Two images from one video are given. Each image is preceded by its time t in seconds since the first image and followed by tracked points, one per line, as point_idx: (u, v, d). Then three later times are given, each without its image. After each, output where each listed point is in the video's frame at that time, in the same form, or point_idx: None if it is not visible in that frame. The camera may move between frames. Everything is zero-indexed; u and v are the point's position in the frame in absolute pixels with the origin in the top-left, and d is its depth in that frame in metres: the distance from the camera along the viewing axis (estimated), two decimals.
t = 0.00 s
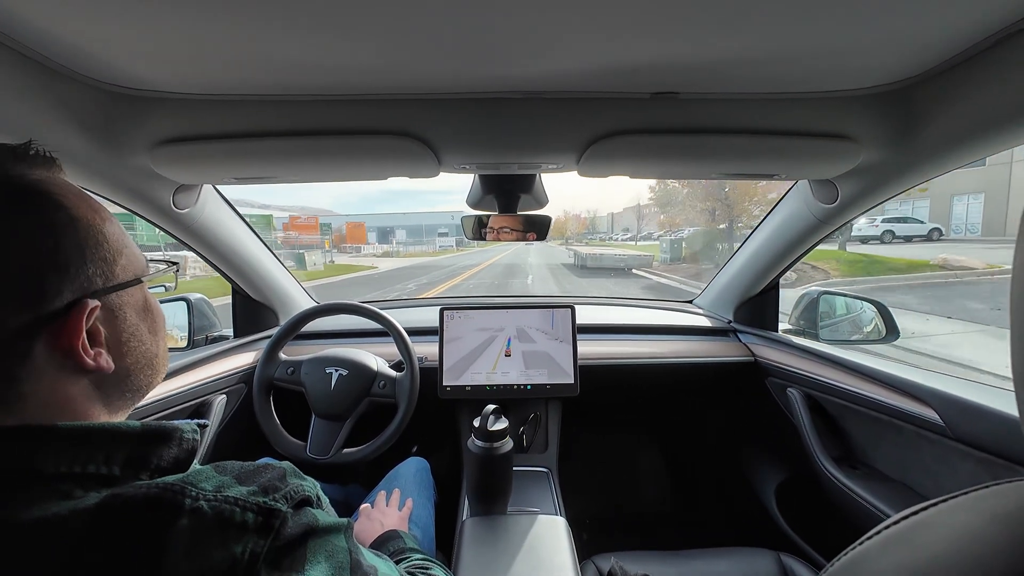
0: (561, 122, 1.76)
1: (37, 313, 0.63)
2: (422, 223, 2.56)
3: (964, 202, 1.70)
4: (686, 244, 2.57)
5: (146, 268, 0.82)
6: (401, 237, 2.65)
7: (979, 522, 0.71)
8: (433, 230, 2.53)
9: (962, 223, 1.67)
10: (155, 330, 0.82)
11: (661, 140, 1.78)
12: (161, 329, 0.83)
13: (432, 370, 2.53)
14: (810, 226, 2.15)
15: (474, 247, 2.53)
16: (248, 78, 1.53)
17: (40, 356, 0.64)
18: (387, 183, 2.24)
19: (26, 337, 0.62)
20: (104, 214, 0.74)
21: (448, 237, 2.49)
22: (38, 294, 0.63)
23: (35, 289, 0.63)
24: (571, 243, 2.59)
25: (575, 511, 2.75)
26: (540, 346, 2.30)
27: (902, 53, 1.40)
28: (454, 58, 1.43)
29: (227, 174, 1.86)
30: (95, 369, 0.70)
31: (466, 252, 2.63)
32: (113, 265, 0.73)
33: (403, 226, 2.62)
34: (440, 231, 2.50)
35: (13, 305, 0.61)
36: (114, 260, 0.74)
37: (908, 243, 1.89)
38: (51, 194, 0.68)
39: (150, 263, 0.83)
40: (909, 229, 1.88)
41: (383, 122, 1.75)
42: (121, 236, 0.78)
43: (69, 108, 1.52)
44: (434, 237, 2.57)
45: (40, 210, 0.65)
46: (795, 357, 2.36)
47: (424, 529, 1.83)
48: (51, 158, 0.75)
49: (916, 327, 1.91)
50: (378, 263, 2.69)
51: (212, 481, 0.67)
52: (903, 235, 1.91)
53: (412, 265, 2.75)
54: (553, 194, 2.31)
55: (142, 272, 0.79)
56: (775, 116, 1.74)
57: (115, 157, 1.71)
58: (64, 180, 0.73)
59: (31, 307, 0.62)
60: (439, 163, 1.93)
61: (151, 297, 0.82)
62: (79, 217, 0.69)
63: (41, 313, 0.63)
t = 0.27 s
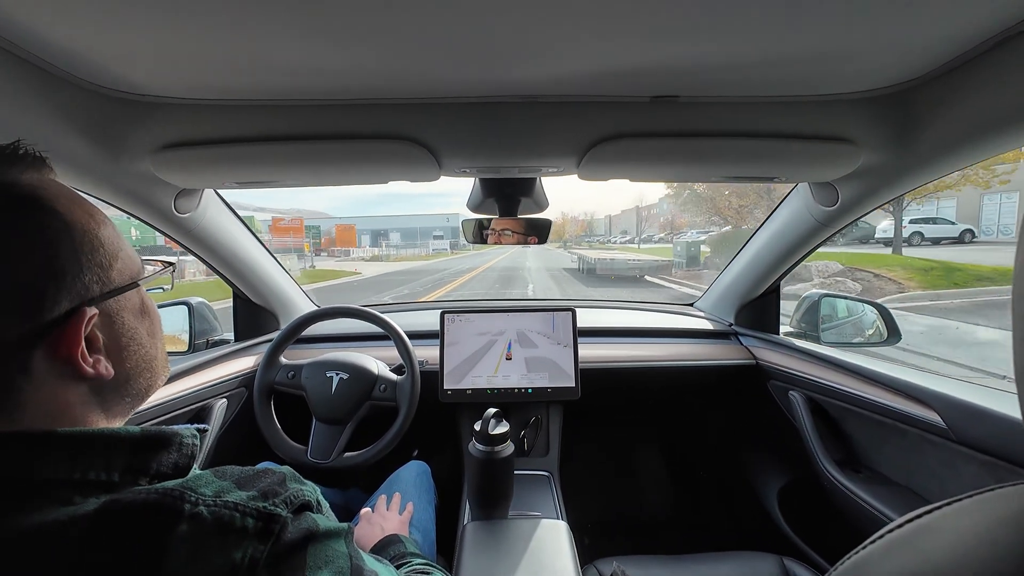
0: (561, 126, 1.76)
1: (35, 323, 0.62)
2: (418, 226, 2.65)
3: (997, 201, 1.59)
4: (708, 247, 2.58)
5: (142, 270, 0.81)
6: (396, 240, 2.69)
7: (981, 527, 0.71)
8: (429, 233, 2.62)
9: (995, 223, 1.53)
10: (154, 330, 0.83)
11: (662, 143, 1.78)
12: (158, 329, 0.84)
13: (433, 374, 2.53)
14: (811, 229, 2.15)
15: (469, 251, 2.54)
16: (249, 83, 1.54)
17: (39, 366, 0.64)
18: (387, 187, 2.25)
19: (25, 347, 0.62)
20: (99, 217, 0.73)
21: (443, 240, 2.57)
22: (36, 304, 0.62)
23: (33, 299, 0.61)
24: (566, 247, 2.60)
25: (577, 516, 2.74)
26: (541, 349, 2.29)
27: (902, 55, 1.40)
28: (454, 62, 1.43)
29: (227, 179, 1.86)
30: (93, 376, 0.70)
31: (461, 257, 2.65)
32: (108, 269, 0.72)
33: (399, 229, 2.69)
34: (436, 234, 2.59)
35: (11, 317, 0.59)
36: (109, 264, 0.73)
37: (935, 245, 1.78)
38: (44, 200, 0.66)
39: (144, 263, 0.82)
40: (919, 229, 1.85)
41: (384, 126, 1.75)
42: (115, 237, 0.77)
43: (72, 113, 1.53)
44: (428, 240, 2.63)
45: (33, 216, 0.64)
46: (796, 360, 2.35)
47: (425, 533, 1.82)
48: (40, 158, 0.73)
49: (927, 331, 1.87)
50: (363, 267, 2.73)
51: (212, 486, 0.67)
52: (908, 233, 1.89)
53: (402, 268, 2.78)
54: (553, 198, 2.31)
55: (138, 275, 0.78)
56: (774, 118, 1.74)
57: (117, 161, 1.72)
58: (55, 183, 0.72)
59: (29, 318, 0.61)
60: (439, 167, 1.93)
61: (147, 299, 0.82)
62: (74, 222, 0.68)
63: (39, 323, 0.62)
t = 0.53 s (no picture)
0: (562, 130, 1.77)
1: (42, 334, 0.62)
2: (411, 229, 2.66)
3: None
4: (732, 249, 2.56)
5: (148, 271, 0.80)
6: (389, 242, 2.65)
7: (985, 531, 0.70)
8: (423, 236, 2.62)
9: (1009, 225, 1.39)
10: (161, 331, 0.82)
11: (662, 146, 1.78)
12: (165, 330, 0.84)
13: (433, 377, 2.52)
14: (811, 231, 2.15)
15: (464, 253, 2.53)
16: (250, 87, 1.54)
17: (47, 373, 0.64)
18: (387, 190, 2.25)
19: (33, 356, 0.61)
20: (105, 221, 0.72)
21: (437, 243, 2.56)
22: (42, 314, 0.61)
23: (39, 310, 0.61)
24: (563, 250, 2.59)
25: (577, 519, 2.73)
26: (541, 352, 2.29)
27: (901, 58, 1.40)
28: (456, 65, 1.44)
29: (228, 183, 1.87)
30: (102, 382, 0.70)
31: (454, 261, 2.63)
32: (116, 273, 0.71)
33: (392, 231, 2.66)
34: (428, 237, 2.58)
35: (16, 328, 0.59)
36: (117, 268, 0.72)
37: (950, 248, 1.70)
38: (49, 207, 0.65)
39: (149, 258, 0.81)
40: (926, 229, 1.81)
41: (385, 130, 1.75)
42: (123, 238, 0.75)
43: (74, 117, 1.53)
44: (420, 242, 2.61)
45: (36, 225, 0.63)
46: (797, 363, 2.35)
47: (426, 538, 1.81)
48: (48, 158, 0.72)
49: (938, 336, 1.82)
50: (343, 271, 2.70)
51: (213, 490, 0.67)
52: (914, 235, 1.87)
53: (388, 271, 2.75)
54: (552, 201, 2.31)
55: (144, 276, 0.78)
56: (774, 122, 1.75)
57: (119, 165, 1.72)
58: (62, 186, 0.70)
59: (35, 328, 0.61)
60: (440, 170, 1.93)
61: (154, 301, 0.82)
62: (78, 228, 0.67)
63: (47, 333, 0.62)
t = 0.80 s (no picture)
0: (562, 132, 1.77)
1: (44, 344, 0.61)
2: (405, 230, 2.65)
3: None
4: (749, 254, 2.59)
5: (157, 273, 0.81)
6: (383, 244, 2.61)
7: (983, 534, 0.70)
8: (417, 237, 2.63)
9: None
10: (165, 339, 0.82)
11: (662, 149, 1.78)
12: (170, 335, 0.84)
13: (432, 379, 2.52)
14: (810, 234, 2.15)
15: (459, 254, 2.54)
16: (250, 89, 1.54)
17: (49, 381, 0.63)
18: (387, 192, 2.25)
19: (37, 366, 0.61)
20: (114, 227, 0.71)
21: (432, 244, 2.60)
22: (46, 324, 0.61)
23: (43, 319, 0.61)
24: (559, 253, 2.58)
25: (576, 522, 2.72)
26: (540, 354, 2.29)
27: (900, 62, 1.41)
28: (456, 67, 1.44)
29: (228, 184, 1.87)
30: (104, 389, 0.70)
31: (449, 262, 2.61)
32: (123, 280, 0.71)
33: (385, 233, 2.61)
34: (424, 237, 2.62)
35: (20, 337, 0.59)
36: (125, 275, 0.72)
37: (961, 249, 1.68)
38: (61, 214, 0.64)
39: (158, 265, 0.81)
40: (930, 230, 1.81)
41: (385, 131, 1.75)
42: (132, 243, 0.75)
43: (74, 118, 1.53)
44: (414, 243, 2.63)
45: (45, 236, 0.62)
46: (797, 365, 2.35)
47: (424, 540, 1.81)
48: (59, 159, 0.71)
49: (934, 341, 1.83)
50: (320, 277, 2.61)
51: (211, 493, 0.67)
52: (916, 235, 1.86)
53: (376, 274, 2.69)
54: (552, 203, 2.32)
55: (153, 280, 0.78)
56: (773, 124, 1.75)
57: (118, 166, 1.72)
58: (74, 190, 0.69)
59: (38, 338, 0.61)
60: (440, 172, 1.93)
61: (162, 305, 0.82)
62: (87, 237, 0.66)
63: (49, 342, 0.62)
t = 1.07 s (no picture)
0: (561, 133, 1.77)
1: (49, 348, 0.61)
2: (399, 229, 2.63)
3: None
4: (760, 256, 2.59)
5: (165, 278, 0.82)
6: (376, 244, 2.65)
7: (985, 534, 0.71)
8: (411, 238, 2.62)
9: None
10: (171, 346, 0.82)
11: (661, 150, 1.78)
12: (174, 342, 0.84)
13: (432, 380, 2.52)
14: (810, 234, 2.16)
15: (453, 255, 2.56)
16: (249, 89, 1.54)
17: (51, 385, 0.63)
18: (386, 192, 2.25)
19: (41, 370, 0.61)
20: (122, 234, 0.72)
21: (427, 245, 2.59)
22: (53, 329, 0.61)
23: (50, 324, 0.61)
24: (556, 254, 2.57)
25: (576, 522, 2.72)
26: (540, 354, 2.29)
27: (900, 62, 1.41)
28: (455, 68, 1.44)
29: (227, 185, 1.86)
30: (105, 395, 0.70)
31: (443, 262, 2.59)
32: (128, 287, 0.71)
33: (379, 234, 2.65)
34: (417, 239, 2.61)
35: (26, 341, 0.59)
36: (131, 283, 0.72)
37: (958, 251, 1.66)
38: (72, 221, 0.64)
39: (164, 272, 0.81)
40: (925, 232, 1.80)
41: (384, 132, 1.75)
42: (138, 250, 0.76)
43: (72, 118, 1.53)
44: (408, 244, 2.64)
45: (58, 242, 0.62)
46: (797, 365, 2.35)
47: (424, 541, 1.80)
48: (72, 164, 0.71)
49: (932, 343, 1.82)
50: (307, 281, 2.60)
51: (212, 496, 0.67)
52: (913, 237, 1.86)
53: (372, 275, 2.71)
54: (551, 203, 2.32)
55: (161, 287, 0.79)
56: (773, 125, 1.75)
57: (117, 166, 1.72)
58: (86, 195, 0.69)
59: (44, 342, 0.61)
60: (439, 172, 1.93)
61: (169, 313, 0.82)
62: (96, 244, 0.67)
63: (54, 347, 0.62)
